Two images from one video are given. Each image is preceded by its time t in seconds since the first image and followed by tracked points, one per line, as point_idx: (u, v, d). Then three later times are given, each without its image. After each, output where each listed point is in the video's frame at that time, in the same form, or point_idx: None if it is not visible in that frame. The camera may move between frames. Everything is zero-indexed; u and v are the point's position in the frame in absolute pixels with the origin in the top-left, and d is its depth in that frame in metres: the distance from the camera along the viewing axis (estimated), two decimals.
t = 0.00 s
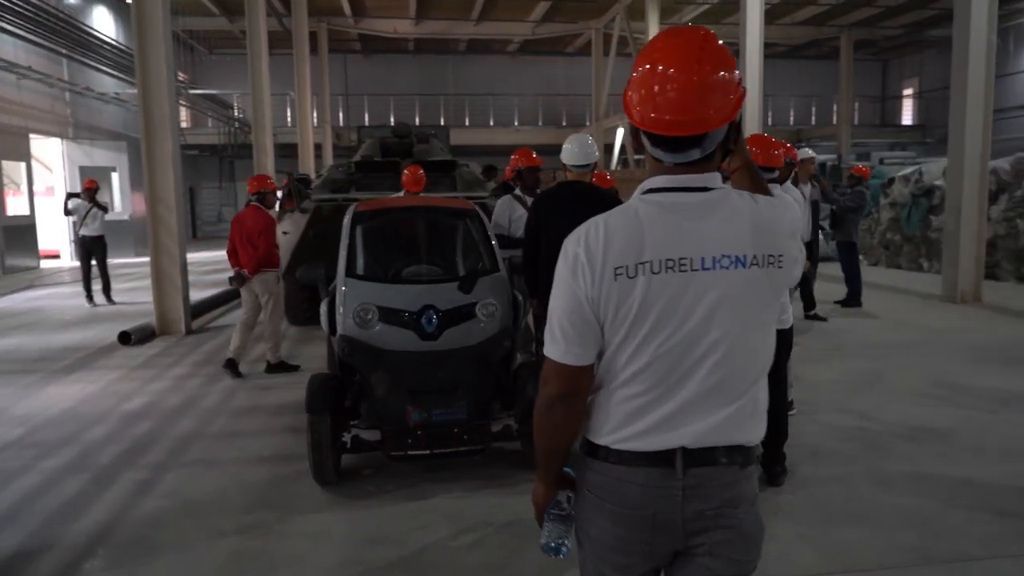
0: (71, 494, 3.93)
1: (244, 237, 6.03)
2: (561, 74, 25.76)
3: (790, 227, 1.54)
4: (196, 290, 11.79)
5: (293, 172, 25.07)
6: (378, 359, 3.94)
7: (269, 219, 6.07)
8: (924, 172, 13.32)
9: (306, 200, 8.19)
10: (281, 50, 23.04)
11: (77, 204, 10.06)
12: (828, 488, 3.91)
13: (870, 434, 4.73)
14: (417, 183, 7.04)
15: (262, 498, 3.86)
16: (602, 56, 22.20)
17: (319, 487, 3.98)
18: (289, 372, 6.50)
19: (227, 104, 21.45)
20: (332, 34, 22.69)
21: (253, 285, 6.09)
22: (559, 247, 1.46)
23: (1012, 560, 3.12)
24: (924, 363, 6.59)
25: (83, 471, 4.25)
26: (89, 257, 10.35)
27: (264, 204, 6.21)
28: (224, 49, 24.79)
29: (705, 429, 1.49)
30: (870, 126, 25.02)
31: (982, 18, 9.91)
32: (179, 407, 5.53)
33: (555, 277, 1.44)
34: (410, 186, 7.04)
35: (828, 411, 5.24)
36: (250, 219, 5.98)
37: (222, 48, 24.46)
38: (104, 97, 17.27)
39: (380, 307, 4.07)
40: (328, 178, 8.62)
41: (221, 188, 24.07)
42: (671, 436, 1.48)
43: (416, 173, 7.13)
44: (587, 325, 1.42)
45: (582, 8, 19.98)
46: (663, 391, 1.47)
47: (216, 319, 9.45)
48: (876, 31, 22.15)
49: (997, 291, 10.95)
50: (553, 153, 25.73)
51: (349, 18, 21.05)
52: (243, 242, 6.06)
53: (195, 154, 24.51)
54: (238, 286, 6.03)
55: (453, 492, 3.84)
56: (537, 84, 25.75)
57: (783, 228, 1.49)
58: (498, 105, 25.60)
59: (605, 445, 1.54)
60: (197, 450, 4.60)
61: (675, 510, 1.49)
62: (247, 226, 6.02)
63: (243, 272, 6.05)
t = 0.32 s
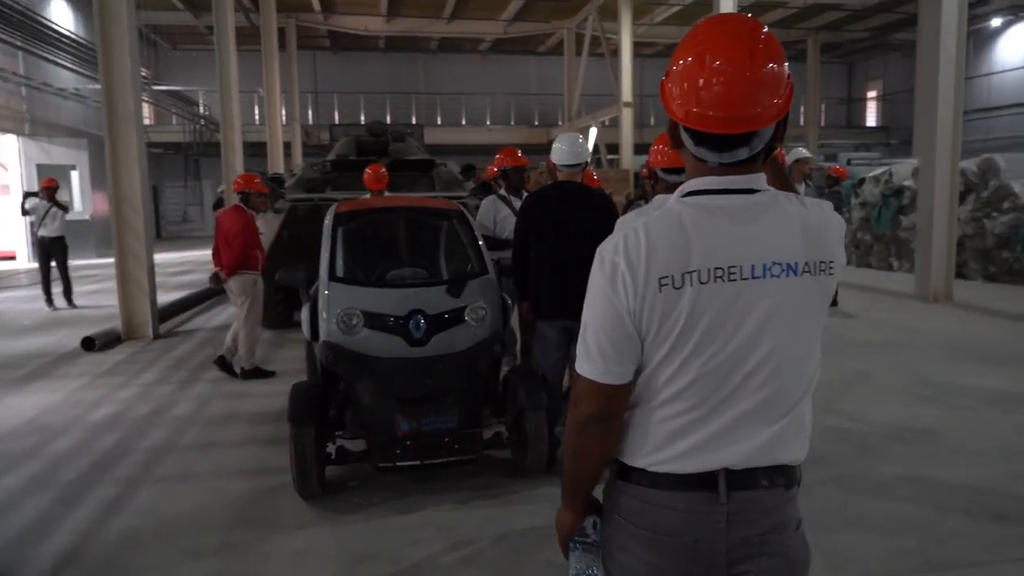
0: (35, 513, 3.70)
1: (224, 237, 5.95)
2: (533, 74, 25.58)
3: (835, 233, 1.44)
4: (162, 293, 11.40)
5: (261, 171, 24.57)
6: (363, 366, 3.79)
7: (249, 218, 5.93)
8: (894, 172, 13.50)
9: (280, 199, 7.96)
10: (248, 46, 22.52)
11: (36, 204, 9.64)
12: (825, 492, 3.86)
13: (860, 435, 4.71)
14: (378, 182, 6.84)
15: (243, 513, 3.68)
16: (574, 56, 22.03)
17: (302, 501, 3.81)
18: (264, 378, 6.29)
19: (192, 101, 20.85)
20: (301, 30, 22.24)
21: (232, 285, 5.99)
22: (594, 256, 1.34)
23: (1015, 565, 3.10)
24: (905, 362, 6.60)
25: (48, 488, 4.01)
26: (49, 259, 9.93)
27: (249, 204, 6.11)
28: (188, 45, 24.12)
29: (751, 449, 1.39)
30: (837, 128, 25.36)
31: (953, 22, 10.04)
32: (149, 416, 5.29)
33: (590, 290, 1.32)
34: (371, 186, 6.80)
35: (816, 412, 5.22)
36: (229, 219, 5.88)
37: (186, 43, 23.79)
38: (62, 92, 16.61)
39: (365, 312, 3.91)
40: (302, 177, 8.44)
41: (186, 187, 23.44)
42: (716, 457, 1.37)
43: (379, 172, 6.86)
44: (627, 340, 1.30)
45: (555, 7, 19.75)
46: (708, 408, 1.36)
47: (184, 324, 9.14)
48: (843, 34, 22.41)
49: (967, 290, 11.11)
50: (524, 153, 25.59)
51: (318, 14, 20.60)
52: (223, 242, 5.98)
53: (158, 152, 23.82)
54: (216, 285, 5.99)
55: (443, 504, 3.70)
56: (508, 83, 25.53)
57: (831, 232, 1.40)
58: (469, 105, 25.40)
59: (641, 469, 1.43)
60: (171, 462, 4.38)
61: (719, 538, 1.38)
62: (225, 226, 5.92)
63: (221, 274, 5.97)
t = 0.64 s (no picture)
0: None
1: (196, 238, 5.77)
2: (506, 74, 25.40)
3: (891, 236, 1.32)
4: (128, 295, 11.03)
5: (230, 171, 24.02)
6: (347, 374, 3.62)
7: (222, 218, 5.73)
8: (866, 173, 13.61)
9: (253, 198, 7.73)
10: (215, 42, 22.00)
11: None
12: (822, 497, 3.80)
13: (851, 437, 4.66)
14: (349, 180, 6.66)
15: (220, 530, 3.48)
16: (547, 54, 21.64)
17: (283, 516, 3.62)
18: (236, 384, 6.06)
19: (156, 98, 20.28)
20: (271, 27, 21.78)
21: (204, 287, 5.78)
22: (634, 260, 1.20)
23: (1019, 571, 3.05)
24: (888, 362, 6.61)
25: (8, 507, 3.77)
26: (7, 260, 9.53)
27: (225, 203, 5.91)
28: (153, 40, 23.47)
29: (807, 473, 1.26)
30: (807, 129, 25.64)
31: (926, 25, 10.14)
32: (116, 427, 5.03)
33: (631, 299, 1.18)
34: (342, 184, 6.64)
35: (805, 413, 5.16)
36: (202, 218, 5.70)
37: (150, 38, 23.15)
38: (20, 87, 16.00)
39: (348, 317, 3.73)
40: (276, 176, 8.26)
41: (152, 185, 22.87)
42: (770, 481, 1.24)
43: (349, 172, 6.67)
44: (674, 354, 1.16)
45: (529, 6, 19.58)
46: (761, 428, 1.23)
47: (151, 328, 8.82)
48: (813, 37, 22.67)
49: (941, 290, 11.22)
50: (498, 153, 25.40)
51: (288, 10, 20.18)
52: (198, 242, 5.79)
53: (122, 150, 23.17)
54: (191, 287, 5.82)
55: (432, 517, 3.55)
56: (481, 83, 25.29)
57: (891, 234, 1.28)
58: (443, 104, 25.13)
59: (683, 494, 1.29)
60: (140, 477, 4.16)
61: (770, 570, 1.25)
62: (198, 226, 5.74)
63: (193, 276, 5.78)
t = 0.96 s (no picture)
0: None
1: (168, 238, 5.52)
2: (479, 73, 25.14)
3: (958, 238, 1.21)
4: (91, 298, 10.61)
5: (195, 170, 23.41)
6: (332, 383, 3.44)
7: (194, 217, 5.50)
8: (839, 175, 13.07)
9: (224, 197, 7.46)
10: (179, 37, 21.41)
11: None
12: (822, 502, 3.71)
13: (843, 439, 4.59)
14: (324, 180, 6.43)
15: (196, 551, 3.27)
16: (520, 54, 21.31)
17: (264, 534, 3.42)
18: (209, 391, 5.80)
19: (117, 94, 19.63)
20: (236, 22, 21.25)
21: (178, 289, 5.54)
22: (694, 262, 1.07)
23: None
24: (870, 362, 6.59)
25: None
26: None
27: (197, 202, 5.68)
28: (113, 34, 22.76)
29: (881, 495, 1.13)
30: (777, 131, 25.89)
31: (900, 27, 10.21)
32: (80, 439, 4.75)
33: (693, 305, 1.05)
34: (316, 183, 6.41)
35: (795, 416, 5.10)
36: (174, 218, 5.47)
37: (110, 32, 22.44)
38: None
39: (332, 322, 3.55)
40: (247, 174, 8.02)
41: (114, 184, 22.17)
42: (841, 504, 1.11)
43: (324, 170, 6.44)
44: (742, 367, 1.03)
45: (502, 6, 19.37)
46: (833, 447, 1.10)
47: (116, 333, 8.47)
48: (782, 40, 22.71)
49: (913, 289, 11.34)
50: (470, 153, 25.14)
51: (254, 6, 19.66)
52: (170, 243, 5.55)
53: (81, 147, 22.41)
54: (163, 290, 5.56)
55: (422, 532, 3.38)
56: (453, 82, 25.02)
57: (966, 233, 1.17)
58: (414, 103, 24.81)
59: (742, 518, 1.15)
60: (108, 493, 3.93)
61: None
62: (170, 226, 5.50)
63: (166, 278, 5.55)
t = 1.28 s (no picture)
0: None
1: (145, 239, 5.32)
2: (452, 74, 24.89)
3: None
4: (54, 303, 10.23)
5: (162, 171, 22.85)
6: (318, 389, 3.28)
7: (171, 217, 5.30)
8: (814, 176, 12.77)
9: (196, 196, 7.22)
10: (145, 34, 20.88)
11: None
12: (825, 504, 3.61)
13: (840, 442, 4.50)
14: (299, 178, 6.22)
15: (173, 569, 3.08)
16: (494, 55, 21.19)
17: (246, 549, 3.24)
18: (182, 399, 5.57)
19: (80, 92, 19.06)
20: (204, 20, 20.77)
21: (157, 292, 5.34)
22: (765, 256, 1.05)
23: None
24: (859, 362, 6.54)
25: None
26: None
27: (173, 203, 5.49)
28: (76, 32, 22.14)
29: (965, 511, 1.08)
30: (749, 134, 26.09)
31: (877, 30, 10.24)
32: (46, 451, 4.51)
33: (764, 305, 1.04)
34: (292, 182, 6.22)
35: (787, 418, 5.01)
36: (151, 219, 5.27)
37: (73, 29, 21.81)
38: None
39: (316, 325, 3.39)
40: (220, 174, 7.81)
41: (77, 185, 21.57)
42: (924, 518, 1.06)
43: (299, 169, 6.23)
44: (820, 369, 1.02)
45: (477, 7, 19.18)
46: (917, 457, 1.06)
47: (82, 339, 8.14)
48: (755, 43, 22.82)
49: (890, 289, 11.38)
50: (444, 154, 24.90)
51: (223, 4, 19.22)
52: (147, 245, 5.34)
53: (42, 148, 21.72)
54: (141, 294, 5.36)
55: (416, 544, 3.24)
56: (426, 83, 24.78)
57: None
58: (387, 103, 24.51)
59: (810, 537, 1.11)
60: (78, 507, 3.71)
61: None
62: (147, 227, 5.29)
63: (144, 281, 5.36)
